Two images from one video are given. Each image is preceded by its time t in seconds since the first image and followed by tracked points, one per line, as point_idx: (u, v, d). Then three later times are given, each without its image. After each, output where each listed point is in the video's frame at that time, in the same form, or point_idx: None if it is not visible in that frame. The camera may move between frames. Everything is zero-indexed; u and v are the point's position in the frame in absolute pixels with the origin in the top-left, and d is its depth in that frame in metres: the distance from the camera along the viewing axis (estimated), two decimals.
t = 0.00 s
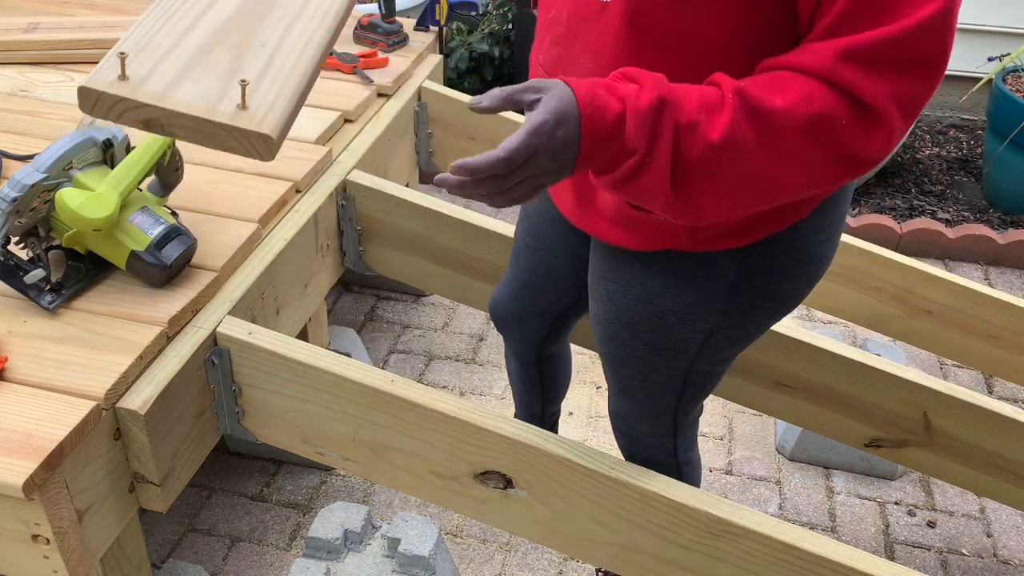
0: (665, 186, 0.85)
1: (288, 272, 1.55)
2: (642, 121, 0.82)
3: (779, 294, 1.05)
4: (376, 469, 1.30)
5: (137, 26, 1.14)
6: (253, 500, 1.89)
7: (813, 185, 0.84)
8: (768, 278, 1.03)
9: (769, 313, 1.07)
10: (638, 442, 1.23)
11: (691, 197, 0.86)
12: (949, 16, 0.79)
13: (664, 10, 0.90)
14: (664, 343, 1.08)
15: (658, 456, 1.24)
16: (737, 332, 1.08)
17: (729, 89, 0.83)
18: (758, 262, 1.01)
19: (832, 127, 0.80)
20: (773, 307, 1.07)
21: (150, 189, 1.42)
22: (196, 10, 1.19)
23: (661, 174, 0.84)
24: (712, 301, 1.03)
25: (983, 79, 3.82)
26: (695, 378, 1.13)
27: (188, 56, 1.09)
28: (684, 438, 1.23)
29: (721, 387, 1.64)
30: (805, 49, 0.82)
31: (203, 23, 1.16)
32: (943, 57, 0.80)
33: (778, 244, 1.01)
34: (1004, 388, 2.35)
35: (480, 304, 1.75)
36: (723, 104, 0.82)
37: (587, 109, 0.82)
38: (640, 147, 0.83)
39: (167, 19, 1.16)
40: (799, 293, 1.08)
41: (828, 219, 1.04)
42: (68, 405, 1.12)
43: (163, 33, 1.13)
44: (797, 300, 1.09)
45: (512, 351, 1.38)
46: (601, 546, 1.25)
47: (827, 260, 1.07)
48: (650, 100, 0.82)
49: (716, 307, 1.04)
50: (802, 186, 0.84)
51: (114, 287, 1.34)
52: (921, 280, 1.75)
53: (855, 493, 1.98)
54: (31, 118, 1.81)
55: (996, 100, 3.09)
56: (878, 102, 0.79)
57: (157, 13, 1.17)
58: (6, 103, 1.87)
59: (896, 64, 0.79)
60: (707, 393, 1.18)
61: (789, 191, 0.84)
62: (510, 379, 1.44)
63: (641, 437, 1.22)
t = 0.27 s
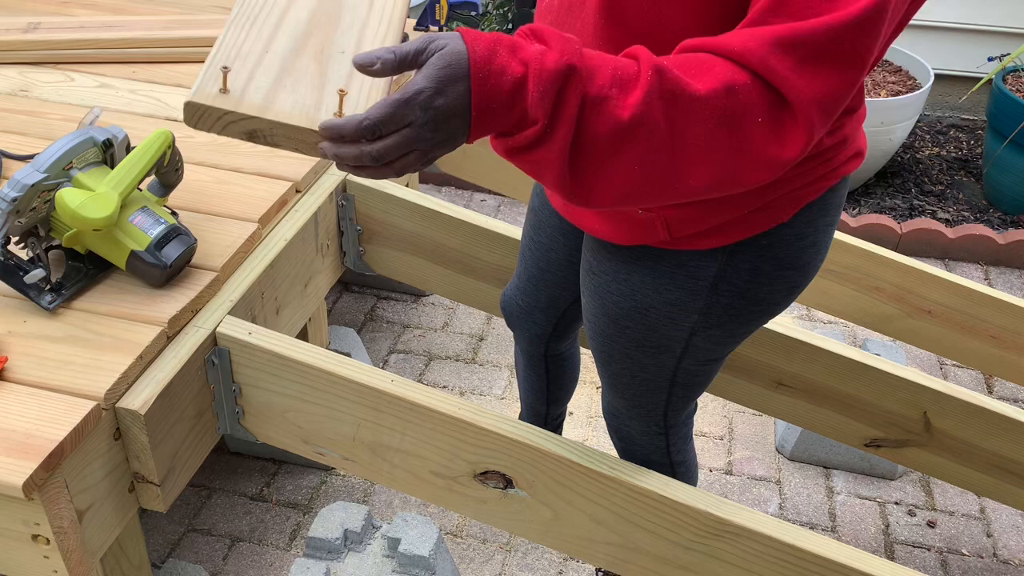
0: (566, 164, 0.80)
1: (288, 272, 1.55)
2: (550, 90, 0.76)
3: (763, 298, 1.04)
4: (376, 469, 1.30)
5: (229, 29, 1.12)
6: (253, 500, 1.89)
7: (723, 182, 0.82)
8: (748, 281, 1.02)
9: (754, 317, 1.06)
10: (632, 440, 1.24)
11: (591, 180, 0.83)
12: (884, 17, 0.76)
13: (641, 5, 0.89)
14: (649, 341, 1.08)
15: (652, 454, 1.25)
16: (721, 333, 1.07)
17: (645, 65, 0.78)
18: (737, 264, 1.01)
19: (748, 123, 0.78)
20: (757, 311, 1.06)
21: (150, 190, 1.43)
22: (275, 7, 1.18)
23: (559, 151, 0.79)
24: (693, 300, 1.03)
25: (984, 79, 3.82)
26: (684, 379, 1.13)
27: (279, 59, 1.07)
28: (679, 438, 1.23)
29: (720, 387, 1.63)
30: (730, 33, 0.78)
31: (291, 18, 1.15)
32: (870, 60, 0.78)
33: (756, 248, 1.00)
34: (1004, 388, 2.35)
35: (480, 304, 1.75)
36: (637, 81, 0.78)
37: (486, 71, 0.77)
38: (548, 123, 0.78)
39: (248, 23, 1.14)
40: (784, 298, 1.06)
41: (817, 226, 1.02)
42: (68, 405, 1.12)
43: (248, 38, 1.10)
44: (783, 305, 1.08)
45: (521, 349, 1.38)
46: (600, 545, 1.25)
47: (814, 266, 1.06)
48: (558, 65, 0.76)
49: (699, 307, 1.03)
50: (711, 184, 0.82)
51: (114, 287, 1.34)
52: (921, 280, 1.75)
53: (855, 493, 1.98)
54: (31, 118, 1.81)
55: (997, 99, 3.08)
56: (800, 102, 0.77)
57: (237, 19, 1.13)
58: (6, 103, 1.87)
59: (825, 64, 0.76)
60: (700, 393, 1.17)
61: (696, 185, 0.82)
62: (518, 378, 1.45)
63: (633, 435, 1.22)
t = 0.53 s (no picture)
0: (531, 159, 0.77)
1: (288, 272, 1.55)
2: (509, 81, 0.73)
3: (760, 295, 1.04)
4: (376, 469, 1.30)
5: (249, 34, 1.22)
6: (253, 500, 1.89)
7: (695, 179, 0.78)
8: (744, 278, 1.02)
9: (752, 313, 1.06)
10: (634, 437, 1.25)
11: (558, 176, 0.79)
12: (853, 16, 0.73)
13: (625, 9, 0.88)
14: (647, 338, 1.07)
15: (655, 453, 1.25)
16: (719, 329, 1.07)
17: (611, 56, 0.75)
18: (733, 261, 1.01)
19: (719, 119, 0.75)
20: (755, 307, 1.05)
21: (149, 189, 1.43)
22: (294, 17, 1.28)
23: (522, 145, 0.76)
24: (690, 296, 1.03)
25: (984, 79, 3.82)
26: (685, 376, 1.13)
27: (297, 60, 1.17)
28: (682, 437, 1.24)
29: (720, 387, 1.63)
30: (703, 26, 0.75)
31: (305, 26, 1.25)
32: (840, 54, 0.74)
33: (751, 245, 0.99)
34: (1004, 388, 2.35)
35: (480, 304, 1.75)
36: (604, 73, 0.74)
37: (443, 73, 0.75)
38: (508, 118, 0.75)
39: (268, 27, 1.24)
40: (783, 295, 1.06)
41: (815, 223, 1.01)
42: (68, 405, 1.11)
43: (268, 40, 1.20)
44: (782, 301, 1.08)
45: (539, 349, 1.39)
46: (600, 546, 1.25)
47: (814, 264, 1.05)
48: (516, 56, 0.73)
49: (696, 304, 1.03)
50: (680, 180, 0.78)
51: (114, 287, 1.34)
52: (920, 280, 1.75)
53: (855, 493, 1.98)
54: (31, 118, 1.81)
55: (997, 99, 3.08)
56: (766, 100, 0.72)
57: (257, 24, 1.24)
58: (6, 103, 1.87)
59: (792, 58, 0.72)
60: (700, 391, 1.17)
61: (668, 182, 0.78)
62: (534, 379, 1.45)
63: (634, 433, 1.23)
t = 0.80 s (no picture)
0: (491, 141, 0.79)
1: (288, 272, 1.55)
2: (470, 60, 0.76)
3: (757, 287, 1.04)
4: (376, 469, 1.30)
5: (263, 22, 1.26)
6: (253, 500, 1.89)
7: (653, 166, 0.79)
8: (740, 269, 1.02)
9: (747, 306, 1.06)
10: (634, 433, 1.25)
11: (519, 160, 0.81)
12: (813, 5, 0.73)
13: (611, 8, 0.91)
14: (645, 330, 1.08)
15: (655, 449, 1.25)
16: (715, 321, 1.06)
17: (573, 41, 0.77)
18: (729, 252, 1.01)
19: (673, 104, 0.76)
20: (751, 300, 1.05)
21: (149, 189, 1.43)
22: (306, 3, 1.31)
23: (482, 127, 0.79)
24: (684, 286, 1.03)
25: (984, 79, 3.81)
26: (684, 370, 1.13)
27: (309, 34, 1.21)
28: (683, 433, 1.24)
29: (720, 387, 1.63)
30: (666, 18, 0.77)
31: (318, 10, 1.28)
32: (803, 43, 0.74)
33: (746, 237, 1.00)
34: (1004, 388, 2.35)
35: (480, 304, 1.75)
36: (564, 57, 0.77)
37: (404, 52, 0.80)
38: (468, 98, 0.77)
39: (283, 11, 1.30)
40: (779, 288, 1.06)
41: (810, 216, 1.02)
42: (68, 405, 1.11)
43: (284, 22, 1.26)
44: (779, 294, 1.08)
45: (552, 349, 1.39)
46: (600, 546, 1.25)
47: (809, 256, 1.05)
48: (471, 34, 0.76)
49: (691, 293, 1.03)
50: (638, 167, 0.79)
51: (115, 286, 1.34)
52: (920, 280, 1.75)
53: (855, 493, 1.98)
54: (31, 118, 1.81)
55: (997, 99, 3.08)
56: (716, 87, 0.73)
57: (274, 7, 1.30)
58: (6, 103, 1.87)
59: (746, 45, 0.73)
60: (700, 386, 1.17)
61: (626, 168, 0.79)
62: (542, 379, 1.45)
63: (634, 427, 1.23)
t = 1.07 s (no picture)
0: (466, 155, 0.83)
1: (288, 272, 1.55)
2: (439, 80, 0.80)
3: (739, 271, 1.05)
4: (376, 469, 1.30)
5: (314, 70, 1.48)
6: (254, 500, 1.89)
7: (620, 165, 0.81)
8: (718, 251, 1.03)
9: (729, 291, 1.06)
10: (644, 425, 1.26)
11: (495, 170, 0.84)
12: None
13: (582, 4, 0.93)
14: (638, 316, 1.09)
15: (664, 441, 1.26)
16: (701, 304, 1.07)
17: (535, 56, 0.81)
18: (710, 235, 1.02)
19: (631, 103, 0.79)
20: (734, 284, 1.06)
21: (150, 189, 1.43)
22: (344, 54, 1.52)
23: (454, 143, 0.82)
24: (667, 270, 1.04)
25: (983, 79, 3.82)
26: (683, 358, 1.13)
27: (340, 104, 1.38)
28: (690, 425, 1.25)
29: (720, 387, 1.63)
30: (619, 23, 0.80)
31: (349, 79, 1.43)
32: (750, 36, 0.75)
33: (721, 219, 1.01)
34: (1004, 388, 2.36)
35: (480, 304, 1.75)
36: (526, 71, 0.81)
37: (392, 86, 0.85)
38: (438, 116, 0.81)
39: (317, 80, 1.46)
40: (761, 273, 1.06)
41: (789, 199, 1.02)
42: (68, 405, 1.12)
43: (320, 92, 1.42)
44: (763, 280, 1.08)
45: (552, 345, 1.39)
46: (600, 546, 1.25)
47: (792, 241, 1.05)
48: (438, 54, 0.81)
49: (673, 276, 1.04)
50: (604, 165, 0.81)
51: (114, 287, 1.34)
52: (920, 280, 1.75)
53: (855, 493, 1.98)
54: (31, 118, 1.81)
55: (997, 99, 3.09)
56: (668, 85, 0.76)
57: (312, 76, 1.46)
58: (6, 103, 1.87)
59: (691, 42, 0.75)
60: (705, 376, 1.18)
61: (593, 166, 0.82)
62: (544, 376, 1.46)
63: (639, 416, 1.24)
